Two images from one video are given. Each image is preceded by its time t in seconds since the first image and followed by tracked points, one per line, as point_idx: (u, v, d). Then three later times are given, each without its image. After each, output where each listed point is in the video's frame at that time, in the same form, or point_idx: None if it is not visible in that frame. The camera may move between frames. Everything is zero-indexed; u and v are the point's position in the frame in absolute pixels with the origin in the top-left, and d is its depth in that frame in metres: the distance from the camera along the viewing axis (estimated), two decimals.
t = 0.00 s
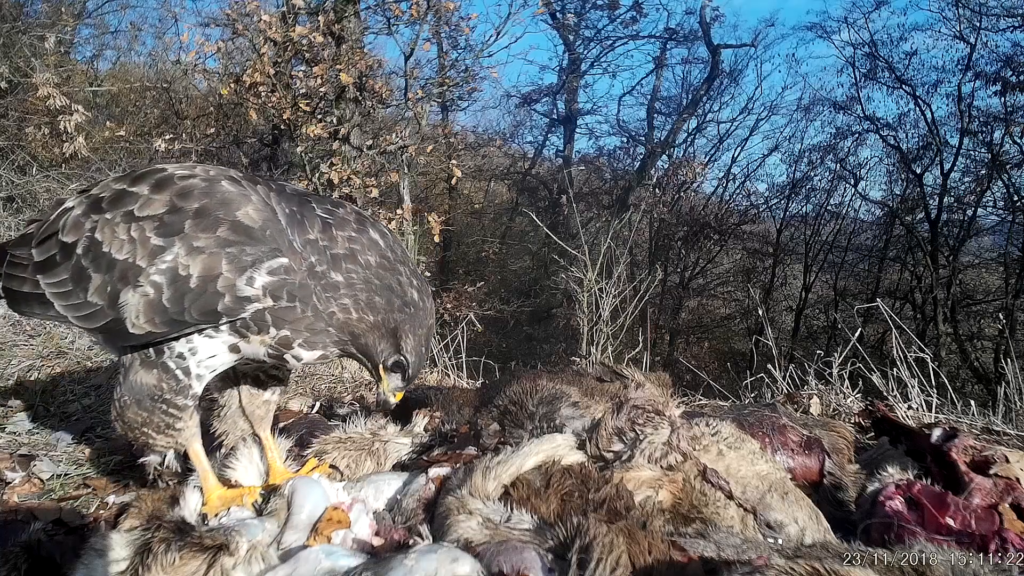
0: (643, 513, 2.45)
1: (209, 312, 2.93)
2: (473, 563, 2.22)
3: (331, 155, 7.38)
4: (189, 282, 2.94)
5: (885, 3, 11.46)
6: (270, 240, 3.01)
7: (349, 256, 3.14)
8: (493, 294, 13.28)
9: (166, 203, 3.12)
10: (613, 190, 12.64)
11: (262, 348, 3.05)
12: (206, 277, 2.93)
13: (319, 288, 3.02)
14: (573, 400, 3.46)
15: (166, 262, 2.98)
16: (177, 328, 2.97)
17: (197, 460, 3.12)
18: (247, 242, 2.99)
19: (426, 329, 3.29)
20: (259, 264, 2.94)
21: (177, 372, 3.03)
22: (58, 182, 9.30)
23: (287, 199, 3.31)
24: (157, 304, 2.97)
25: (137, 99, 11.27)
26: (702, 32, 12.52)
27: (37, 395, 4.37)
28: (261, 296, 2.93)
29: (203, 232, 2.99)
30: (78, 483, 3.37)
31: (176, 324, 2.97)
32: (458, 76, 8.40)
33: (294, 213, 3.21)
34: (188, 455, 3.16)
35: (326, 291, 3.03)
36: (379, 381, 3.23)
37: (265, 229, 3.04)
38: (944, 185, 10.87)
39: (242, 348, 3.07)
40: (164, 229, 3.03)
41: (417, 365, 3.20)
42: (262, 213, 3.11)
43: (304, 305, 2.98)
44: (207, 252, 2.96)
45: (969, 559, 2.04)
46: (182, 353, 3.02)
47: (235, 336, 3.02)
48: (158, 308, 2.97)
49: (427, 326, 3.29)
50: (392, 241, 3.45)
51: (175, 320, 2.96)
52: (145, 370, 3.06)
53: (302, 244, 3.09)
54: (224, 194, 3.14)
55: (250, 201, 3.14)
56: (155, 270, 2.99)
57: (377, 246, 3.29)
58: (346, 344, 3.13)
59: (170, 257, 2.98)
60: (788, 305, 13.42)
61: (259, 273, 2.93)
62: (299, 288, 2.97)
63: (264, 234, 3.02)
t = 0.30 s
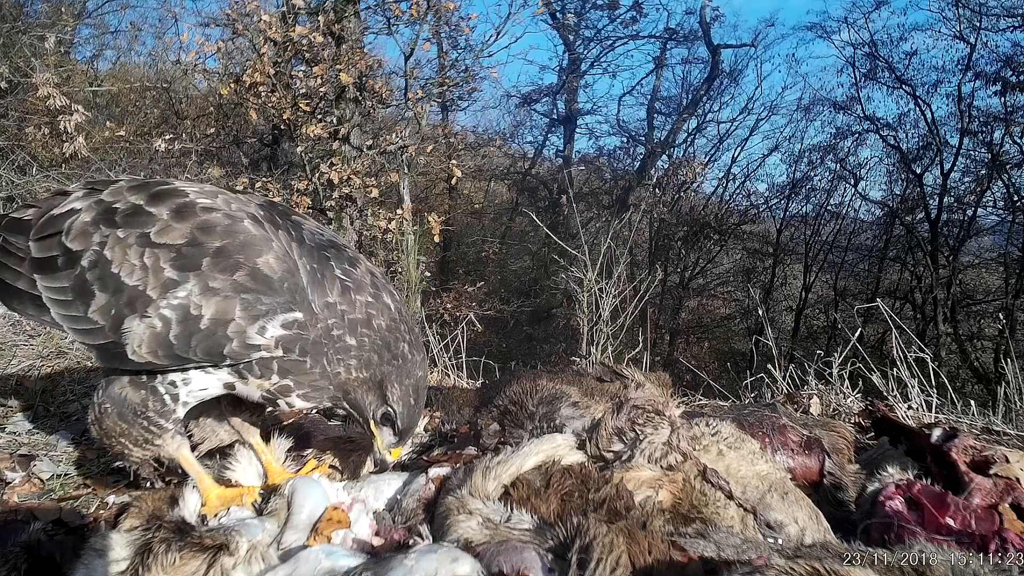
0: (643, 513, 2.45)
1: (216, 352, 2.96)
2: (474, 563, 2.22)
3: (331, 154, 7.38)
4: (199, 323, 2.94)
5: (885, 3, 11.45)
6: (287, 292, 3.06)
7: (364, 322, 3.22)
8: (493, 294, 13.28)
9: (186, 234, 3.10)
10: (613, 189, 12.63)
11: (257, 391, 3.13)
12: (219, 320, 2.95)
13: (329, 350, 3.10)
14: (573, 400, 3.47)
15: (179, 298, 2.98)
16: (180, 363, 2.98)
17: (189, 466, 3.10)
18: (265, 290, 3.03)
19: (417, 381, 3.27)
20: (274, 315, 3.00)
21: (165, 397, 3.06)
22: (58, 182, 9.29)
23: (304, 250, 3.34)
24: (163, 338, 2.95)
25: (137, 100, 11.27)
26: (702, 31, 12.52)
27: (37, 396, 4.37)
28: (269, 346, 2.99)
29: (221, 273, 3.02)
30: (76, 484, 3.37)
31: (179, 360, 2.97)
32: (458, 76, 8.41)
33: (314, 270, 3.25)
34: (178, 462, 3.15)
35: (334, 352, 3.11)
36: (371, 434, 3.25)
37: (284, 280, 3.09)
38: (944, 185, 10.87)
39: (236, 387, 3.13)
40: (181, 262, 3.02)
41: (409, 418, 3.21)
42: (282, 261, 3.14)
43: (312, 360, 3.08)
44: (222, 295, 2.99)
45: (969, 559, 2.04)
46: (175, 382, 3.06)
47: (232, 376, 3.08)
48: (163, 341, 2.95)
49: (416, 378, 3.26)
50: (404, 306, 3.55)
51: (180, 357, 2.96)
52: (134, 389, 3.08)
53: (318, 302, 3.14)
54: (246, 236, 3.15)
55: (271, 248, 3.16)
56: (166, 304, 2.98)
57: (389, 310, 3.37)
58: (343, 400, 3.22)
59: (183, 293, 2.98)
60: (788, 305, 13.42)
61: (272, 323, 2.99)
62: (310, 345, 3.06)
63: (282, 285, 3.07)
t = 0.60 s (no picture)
0: (643, 513, 2.45)
1: (211, 346, 2.94)
2: (474, 563, 2.22)
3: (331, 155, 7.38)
4: (192, 317, 2.94)
5: (885, 3, 11.45)
6: (278, 282, 3.05)
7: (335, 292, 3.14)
8: (493, 294, 13.28)
9: (175, 231, 3.11)
10: (613, 190, 12.63)
11: (252, 382, 3.10)
12: (211, 314, 2.93)
13: (308, 329, 3.04)
14: (573, 400, 3.47)
15: (171, 294, 2.98)
16: (176, 359, 2.96)
17: (190, 464, 3.09)
18: (256, 281, 3.01)
19: (410, 358, 3.09)
20: (264, 305, 2.98)
21: (169, 393, 3.04)
22: (58, 182, 9.30)
23: (292, 236, 3.32)
24: (157, 334, 2.94)
25: (137, 99, 11.27)
26: (702, 31, 12.51)
27: (37, 395, 4.37)
28: (259, 337, 2.96)
29: (211, 267, 3.01)
30: (76, 484, 3.37)
31: (175, 356, 2.95)
32: (458, 76, 8.41)
33: (299, 254, 3.22)
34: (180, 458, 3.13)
35: (310, 327, 3.05)
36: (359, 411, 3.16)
37: (274, 270, 3.07)
38: (944, 185, 10.87)
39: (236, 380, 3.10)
40: (171, 258, 3.03)
41: (392, 398, 3.01)
42: (272, 253, 3.12)
43: (296, 344, 3.02)
44: (214, 288, 2.98)
45: (969, 559, 2.04)
46: (176, 378, 3.03)
47: (229, 369, 3.05)
48: (158, 337, 2.94)
49: (407, 353, 3.09)
50: (389, 277, 3.45)
51: (175, 352, 2.94)
52: (138, 387, 3.06)
53: (303, 287, 3.10)
54: (235, 229, 3.14)
55: (260, 239, 3.15)
56: (159, 300, 2.98)
57: (370, 281, 3.29)
58: (331, 378, 3.16)
59: (175, 289, 2.98)
60: (788, 305, 13.43)
61: (261, 314, 2.96)
62: (294, 330, 3.02)
63: (273, 275, 3.05)
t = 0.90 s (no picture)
0: (643, 513, 2.45)
1: (202, 329, 2.92)
2: (473, 564, 2.22)
3: (331, 155, 7.39)
4: (182, 300, 2.94)
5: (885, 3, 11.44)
6: (264, 260, 3.01)
7: (327, 270, 3.11)
8: (493, 294, 13.29)
9: (164, 218, 3.14)
10: (613, 190, 12.62)
11: (250, 364, 3.06)
12: (200, 295, 2.93)
13: (296, 307, 3.00)
14: (573, 400, 3.47)
15: (161, 279, 3.00)
16: (170, 345, 2.96)
17: (194, 462, 3.08)
18: (241, 261, 2.98)
19: (405, 343, 3.05)
20: (251, 283, 2.94)
21: (171, 383, 3.02)
22: (58, 182, 9.30)
23: (281, 217, 3.29)
24: (151, 320, 2.97)
25: (137, 100, 11.28)
26: (702, 32, 12.51)
27: (37, 396, 4.37)
28: (247, 317, 2.93)
29: (198, 250, 3.01)
30: (76, 484, 3.37)
31: (169, 341, 2.95)
32: (458, 76, 8.40)
33: (284, 232, 3.19)
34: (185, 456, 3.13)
35: (300, 305, 3.00)
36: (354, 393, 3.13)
37: (259, 248, 3.03)
38: (945, 185, 10.86)
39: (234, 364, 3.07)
40: (161, 245, 3.05)
41: (387, 382, 2.96)
42: (257, 232, 3.09)
43: (285, 322, 2.98)
44: (201, 270, 2.97)
45: (969, 559, 2.04)
46: (176, 366, 3.02)
47: (226, 353, 3.03)
48: (151, 324, 2.96)
49: (403, 337, 3.04)
50: (382, 255, 3.43)
51: (169, 338, 2.95)
52: (140, 380, 3.04)
53: (289, 264, 3.05)
54: (221, 211, 3.13)
55: (246, 219, 3.13)
56: (150, 286, 3.01)
57: (360, 257, 3.27)
58: (325, 358, 3.12)
59: (164, 274, 3.00)
60: (788, 305, 13.44)
61: (247, 293, 2.93)
62: (282, 308, 2.97)
63: (259, 253, 3.01)
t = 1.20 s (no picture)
0: (643, 513, 2.45)
1: (198, 341, 2.92)
2: (474, 563, 2.22)
3: (331, 155, 7.39)
4: (181, 311, 2.93)
5: (885, 3, 11.44)
6: (264, 275, 2.99)
7: (321, 287, 3.07)
8: (493, 294, 13.29)
9: (167, 227, 3.13)
10: (613, 190, 12.61)
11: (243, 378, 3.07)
12: (198, 307, 2.92)
13: (290, 326, 2.97)
14: (573, 400, 3.47)
15: (161, 289, 2.99)
16: (167, 354, 2.96)
17: (191, 464, 3.08)
18: (241, 275, 2.97)
19: (404, 370, 2.97)
20: (249, 299, 2.94)
21: (165, 392, 3.03)
22: (58, 182, 9.30)
23: (281, 230, 3.27)
24: (149, 329, 2.95)
25: (137, 100, 11.27)
26: (702, 32, 12.50)
27: (37, 396, 4.37)
28: (243, 331, 2.93)
29: (199, 262, 3.00)
30: (76, 484, 3.37)
31: (165, 351, 2.95)
32: (458, 76, 8.40)
33: (284, 245, 3.17)
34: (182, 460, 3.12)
35: (294, 325, 2.98)
36: (352, 420, 3.04)
37: (259, 262, 3.02)
38: (945, 185, 10.86)
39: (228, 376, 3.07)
40: (163, 254, 3.04)
41: (386, 410, 2.90)
42: (258, 246, 3.08)
43: (277, 339, 2.96)
44: (201, 283, 2.96)
45: (969, 559, 2.04)
46: (171, 375, 3.02)
47: (221, 365, 3.03)
48: (150, 333, 2.95)
49: (402, 364, 2.97)
50: (380, 274, 3.36)
51: (166, 347, 2.94)
52: (135, 387, 3.05)
53: (287, 280, 3.03)
54: (224, 222, 3.13)
55: (248, 232, 3.12)
56: (149, 295, 2.99)
57: (357, 277, 3.20)
58: (318, 379, 3.07)
59: (164, 284, 2.99)
60: (788, 305, 13.45)
61: (244, 309, 2.92)
62: (276, 324, 2.96)
63: (258, 267, 3.00)
